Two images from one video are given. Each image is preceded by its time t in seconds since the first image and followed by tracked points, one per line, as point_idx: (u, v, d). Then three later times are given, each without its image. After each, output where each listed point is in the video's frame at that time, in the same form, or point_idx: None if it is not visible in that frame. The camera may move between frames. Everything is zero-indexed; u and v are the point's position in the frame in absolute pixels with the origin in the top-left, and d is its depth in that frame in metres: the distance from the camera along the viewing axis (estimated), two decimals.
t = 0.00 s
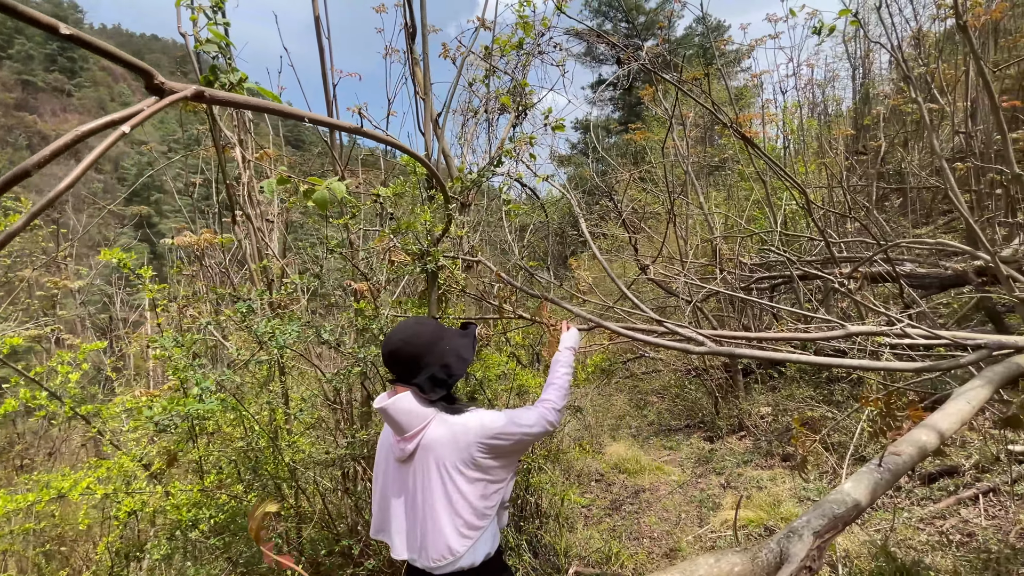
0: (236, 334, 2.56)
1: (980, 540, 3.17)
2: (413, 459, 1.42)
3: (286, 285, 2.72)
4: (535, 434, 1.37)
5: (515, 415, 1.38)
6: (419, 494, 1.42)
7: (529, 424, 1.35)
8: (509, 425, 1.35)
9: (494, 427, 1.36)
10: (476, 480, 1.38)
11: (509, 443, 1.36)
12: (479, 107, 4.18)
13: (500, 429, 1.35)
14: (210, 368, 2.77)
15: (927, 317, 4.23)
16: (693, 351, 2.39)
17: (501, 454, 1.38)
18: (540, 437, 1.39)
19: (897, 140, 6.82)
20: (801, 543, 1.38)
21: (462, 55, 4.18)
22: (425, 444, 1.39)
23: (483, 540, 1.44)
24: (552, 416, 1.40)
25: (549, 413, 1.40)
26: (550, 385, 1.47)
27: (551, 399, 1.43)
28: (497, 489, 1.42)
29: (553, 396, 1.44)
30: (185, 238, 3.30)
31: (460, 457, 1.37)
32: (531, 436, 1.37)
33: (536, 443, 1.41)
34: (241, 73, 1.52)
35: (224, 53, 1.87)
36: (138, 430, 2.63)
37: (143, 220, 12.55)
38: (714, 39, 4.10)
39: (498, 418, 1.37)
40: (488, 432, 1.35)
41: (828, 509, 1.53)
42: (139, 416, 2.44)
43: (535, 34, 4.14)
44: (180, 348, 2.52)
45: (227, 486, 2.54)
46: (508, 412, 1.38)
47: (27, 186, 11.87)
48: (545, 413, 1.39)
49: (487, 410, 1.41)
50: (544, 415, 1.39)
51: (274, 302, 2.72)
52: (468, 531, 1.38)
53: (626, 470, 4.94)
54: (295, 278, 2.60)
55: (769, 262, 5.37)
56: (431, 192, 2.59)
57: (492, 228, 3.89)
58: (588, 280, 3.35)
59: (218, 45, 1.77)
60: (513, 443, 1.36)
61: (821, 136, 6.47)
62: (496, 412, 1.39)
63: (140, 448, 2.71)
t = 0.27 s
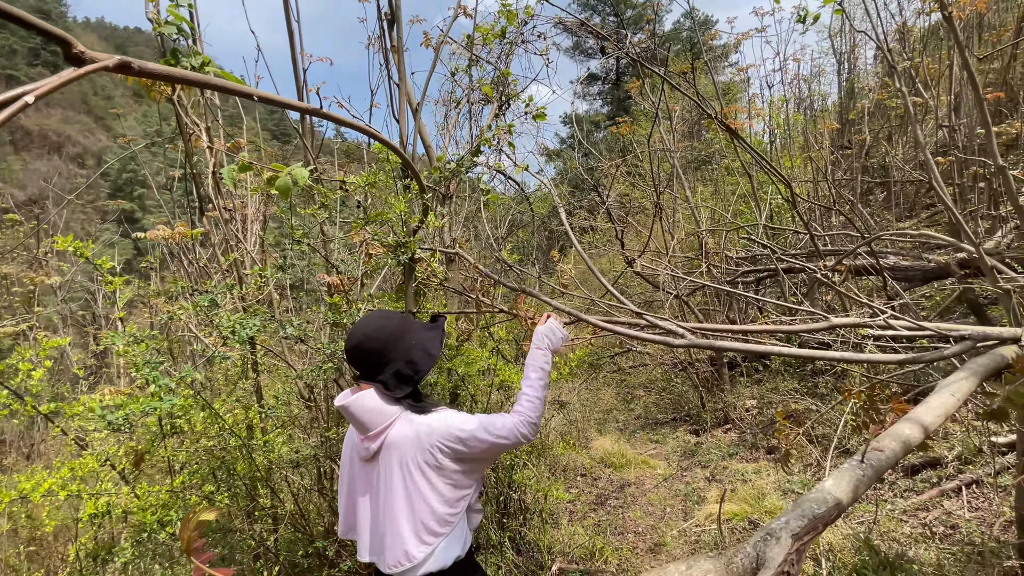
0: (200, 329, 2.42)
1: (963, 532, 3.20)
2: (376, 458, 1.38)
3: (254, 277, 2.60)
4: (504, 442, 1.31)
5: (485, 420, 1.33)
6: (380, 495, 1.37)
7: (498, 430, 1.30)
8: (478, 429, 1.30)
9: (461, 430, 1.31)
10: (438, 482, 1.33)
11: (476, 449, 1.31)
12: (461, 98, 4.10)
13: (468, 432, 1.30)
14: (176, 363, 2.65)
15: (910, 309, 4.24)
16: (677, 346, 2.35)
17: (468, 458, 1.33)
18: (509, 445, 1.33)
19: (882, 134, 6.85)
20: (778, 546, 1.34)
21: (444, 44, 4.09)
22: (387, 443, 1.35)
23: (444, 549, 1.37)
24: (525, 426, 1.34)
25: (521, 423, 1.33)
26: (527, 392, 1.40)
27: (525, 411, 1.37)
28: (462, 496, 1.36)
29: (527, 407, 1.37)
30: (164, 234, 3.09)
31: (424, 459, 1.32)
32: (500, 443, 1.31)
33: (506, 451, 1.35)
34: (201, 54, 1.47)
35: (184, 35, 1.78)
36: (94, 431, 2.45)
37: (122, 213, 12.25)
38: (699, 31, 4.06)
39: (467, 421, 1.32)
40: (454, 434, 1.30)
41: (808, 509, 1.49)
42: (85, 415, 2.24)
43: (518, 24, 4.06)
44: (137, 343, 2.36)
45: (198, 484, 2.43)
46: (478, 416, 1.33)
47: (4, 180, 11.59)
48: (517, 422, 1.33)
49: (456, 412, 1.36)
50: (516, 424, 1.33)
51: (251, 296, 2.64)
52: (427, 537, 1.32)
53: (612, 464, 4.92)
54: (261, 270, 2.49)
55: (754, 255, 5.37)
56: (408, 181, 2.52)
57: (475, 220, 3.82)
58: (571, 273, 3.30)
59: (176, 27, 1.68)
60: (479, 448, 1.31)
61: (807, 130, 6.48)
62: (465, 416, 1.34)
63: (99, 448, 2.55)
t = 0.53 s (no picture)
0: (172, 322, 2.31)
1: (967, 526, 3.14)
2: (349, 461, 1.29)
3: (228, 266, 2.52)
4: (485, 441, 1.23)
5: (464, 418, 1.24)
6: (354, 500, 1.29)
7: (479, 429, 1.22)
8: (456, 428, 1.22)
9: (438, 430, 1.22)
10: (414, 487, 1.24)
11: (454, 450, 1.23)
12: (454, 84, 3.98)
13: (445, 432, 1.22)
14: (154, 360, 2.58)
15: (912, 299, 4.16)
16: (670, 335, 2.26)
17: (446, 460, 1.24)
18: (490, 445, 1.25)
19: (881, 124, 6.76)
20: (792, 561, 1.24)
21: (435, 29, 3.97)
22: (359, 445, 1.26)
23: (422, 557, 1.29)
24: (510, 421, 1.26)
25: (506, 415, 1.25)
26: (504, 379, 1.31)
27: (509, 398, 1.28)
28: (441, 501, 1.28)
29: (512, 396, 1.28)
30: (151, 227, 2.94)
31: (398, 462, 1.23)
32: (481, 442, 1.24)
33: (487, 450, 1.27)
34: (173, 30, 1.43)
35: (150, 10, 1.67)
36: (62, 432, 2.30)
37: (114, 206, 12.09)
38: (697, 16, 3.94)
39: (444, 420, 1.23)
40: (430, 435, 1.22)
41: (822, 518, 1.40)
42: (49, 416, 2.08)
43: (512, 7, 3.93)
44: (107, 339, 2.26)
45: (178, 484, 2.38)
46: (456, 415, 1.25)
47: None
48: (501, 416, 1.24)
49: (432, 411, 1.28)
50: (499, 418, 1.24)
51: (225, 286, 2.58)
52: (404, 546, 1.24)
53: (609, 458, 4.86)
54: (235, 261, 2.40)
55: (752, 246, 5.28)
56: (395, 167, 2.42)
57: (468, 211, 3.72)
58: (565, 263, 3.20)
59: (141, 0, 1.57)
60: (459, 449, 1.22)
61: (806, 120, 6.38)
62: (442, 414, 1.25)
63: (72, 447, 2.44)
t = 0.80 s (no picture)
0: (164, 325, 2.25)
1: (984, 524, 3.01)
2: (338, 472, 1.21)
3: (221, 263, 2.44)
4: (484, 456, 1.13)
5: (462, 430, 1.15)
6: (344, 514, 1.21)
7: (478, 443, 1.12)
8: (453, 441, 1.13)
9: (433, 443, 1.13)
10: (407, 503, 1.16)
11: (451, 464, 1.13)
12: (456, 72, 3.85)
13: (441, 445, 1.13)
14: (146, 361, 2.51)
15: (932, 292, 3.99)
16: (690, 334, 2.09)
17: (441, 475, 1.15)
18: (490, 460, 1.15)
19: (894, 112, 6.59)
20: None
21: (437, 14, 3.83)
22: (348, 457, 1.17)
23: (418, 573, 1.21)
24: (513, 437, 1.15)
25: (511, 429, 1.15)
26: (511, 390, 1.23)
27: (516, 411, 1.18)
28: (437, 516, 1.19)
29: (518, 407, 1.19)
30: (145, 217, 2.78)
31: (389, 475, 1.14)
32: (480, 458, 1.14)
33: (487, 466, 1.17)
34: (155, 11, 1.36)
35: None
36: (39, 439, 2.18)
37: (119, 202, 12.07)
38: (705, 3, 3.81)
39: (440, 432, 1.14)
40: (424, 448, 1.12)
41: (873, 549, 1.20)
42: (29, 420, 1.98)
43: None
44: (96, 342, 2.19)
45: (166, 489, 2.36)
46: (455, 426, 1.15)
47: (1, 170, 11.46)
48: (505, 431, 1.14)
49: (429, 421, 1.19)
50: (503, 432, 1.14)
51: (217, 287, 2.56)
52: (395, 564, 1.16)
53: (617, 455, 4.77)
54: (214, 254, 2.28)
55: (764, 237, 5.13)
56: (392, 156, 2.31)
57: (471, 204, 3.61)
58: (572, 256, 3.08)
59: None
60: (455, 464, 1.13)
61: (817, 108, 6.22)
62: (439, 425, 1.16)
63: (54, 451, 2.34)
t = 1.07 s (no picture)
0: (156, 323, 2.19)
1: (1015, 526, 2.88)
2: (324, 481, 1.12)
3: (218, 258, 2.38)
4: (480, 452, 1.06)
5: (456, 427, 1.07)
6: (332, 524, 1.12)
7: (474, 437, 1.05)
8: (445, 439, 1.05)
9: (424, 445, 1.05)
10: (399, 509, 1.08)
11: (445, 464, 1.05)
12: (459, 58, 3.73)
13: (433, 444, 1.04)
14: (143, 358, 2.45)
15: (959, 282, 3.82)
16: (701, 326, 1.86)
17: (434, 478, 1.07)
18: (488, 456, 1.08)
19: (915, 97, 6.36)
20: None
21: None
22: (333, 464, 1.08)
23: None
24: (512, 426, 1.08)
25: (509, 418, 1.07)
26: (510, 381, 1.15)
27: (516, 396, 1.12)
28: (432, 522, 1.11)
29: (518, 393, 1.12)
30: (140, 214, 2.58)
31: (378, 482, 1.06)
32: (476, 454, 1.06)
33: (484, 463, 1.10)
34: None
35: None
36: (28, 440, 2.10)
37: (129, 197, 12.14)
38: None
39: (431, 431, 1.06)
40: (414, 450, 1.04)
41: None
42: (14, 422, 1.91)
43: None
44: (87, 340, 2.13)
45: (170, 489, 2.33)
46: (448, 423, 1.07)
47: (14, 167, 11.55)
48: (503, 421, 1.07)
49: (419, 420, 1.10)
50: (502, 421, 1.07)
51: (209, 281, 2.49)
52: None
53: (627, 450, 4.67)
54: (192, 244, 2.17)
55: (780, 226, 4.95)
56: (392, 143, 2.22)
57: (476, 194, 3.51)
58: (580, 247, 2.97)
59: None
60: (449, 463, 1.05)
61: (835, 94, 6.01)
62: (430, 424, 1.08)
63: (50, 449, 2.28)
